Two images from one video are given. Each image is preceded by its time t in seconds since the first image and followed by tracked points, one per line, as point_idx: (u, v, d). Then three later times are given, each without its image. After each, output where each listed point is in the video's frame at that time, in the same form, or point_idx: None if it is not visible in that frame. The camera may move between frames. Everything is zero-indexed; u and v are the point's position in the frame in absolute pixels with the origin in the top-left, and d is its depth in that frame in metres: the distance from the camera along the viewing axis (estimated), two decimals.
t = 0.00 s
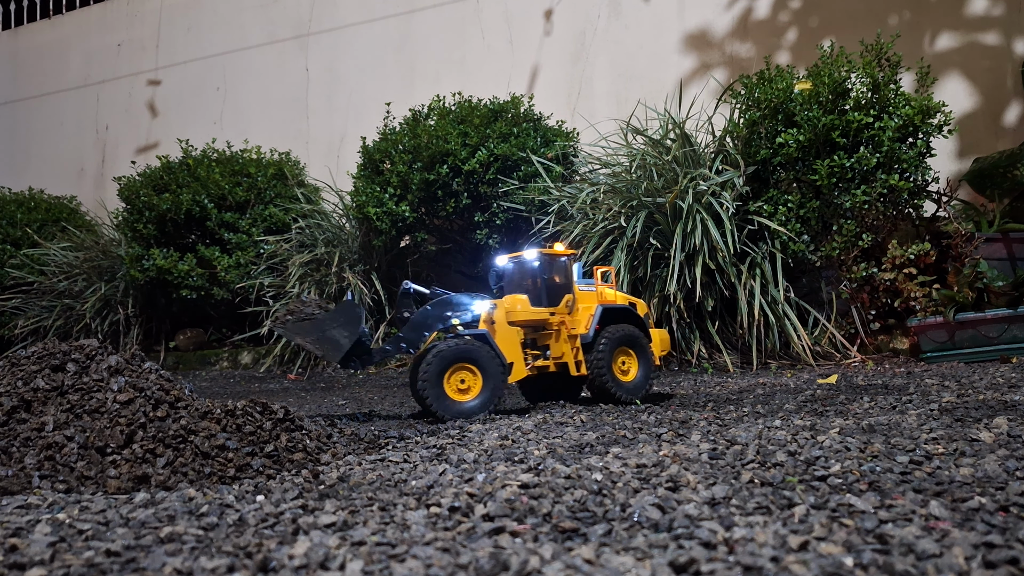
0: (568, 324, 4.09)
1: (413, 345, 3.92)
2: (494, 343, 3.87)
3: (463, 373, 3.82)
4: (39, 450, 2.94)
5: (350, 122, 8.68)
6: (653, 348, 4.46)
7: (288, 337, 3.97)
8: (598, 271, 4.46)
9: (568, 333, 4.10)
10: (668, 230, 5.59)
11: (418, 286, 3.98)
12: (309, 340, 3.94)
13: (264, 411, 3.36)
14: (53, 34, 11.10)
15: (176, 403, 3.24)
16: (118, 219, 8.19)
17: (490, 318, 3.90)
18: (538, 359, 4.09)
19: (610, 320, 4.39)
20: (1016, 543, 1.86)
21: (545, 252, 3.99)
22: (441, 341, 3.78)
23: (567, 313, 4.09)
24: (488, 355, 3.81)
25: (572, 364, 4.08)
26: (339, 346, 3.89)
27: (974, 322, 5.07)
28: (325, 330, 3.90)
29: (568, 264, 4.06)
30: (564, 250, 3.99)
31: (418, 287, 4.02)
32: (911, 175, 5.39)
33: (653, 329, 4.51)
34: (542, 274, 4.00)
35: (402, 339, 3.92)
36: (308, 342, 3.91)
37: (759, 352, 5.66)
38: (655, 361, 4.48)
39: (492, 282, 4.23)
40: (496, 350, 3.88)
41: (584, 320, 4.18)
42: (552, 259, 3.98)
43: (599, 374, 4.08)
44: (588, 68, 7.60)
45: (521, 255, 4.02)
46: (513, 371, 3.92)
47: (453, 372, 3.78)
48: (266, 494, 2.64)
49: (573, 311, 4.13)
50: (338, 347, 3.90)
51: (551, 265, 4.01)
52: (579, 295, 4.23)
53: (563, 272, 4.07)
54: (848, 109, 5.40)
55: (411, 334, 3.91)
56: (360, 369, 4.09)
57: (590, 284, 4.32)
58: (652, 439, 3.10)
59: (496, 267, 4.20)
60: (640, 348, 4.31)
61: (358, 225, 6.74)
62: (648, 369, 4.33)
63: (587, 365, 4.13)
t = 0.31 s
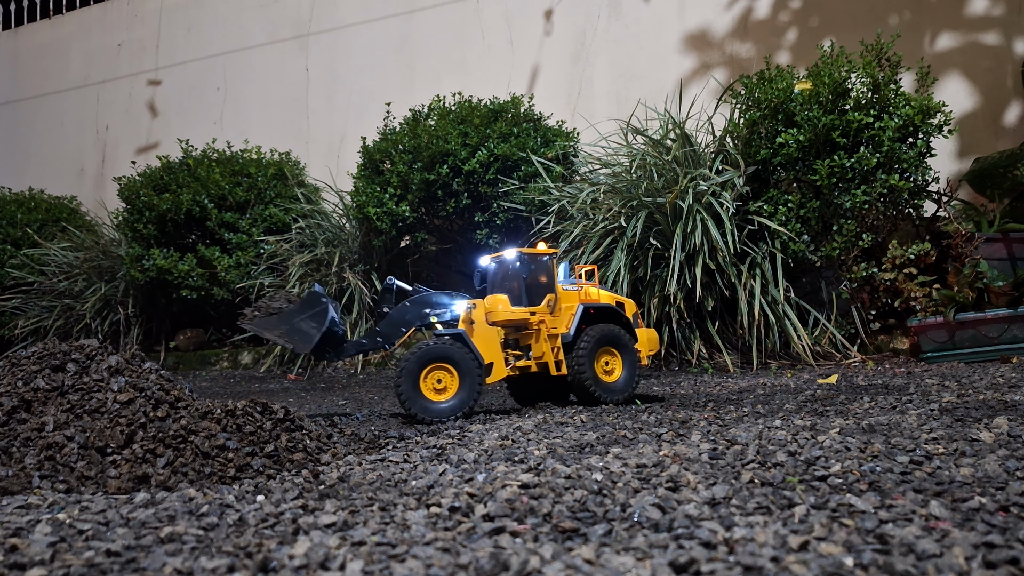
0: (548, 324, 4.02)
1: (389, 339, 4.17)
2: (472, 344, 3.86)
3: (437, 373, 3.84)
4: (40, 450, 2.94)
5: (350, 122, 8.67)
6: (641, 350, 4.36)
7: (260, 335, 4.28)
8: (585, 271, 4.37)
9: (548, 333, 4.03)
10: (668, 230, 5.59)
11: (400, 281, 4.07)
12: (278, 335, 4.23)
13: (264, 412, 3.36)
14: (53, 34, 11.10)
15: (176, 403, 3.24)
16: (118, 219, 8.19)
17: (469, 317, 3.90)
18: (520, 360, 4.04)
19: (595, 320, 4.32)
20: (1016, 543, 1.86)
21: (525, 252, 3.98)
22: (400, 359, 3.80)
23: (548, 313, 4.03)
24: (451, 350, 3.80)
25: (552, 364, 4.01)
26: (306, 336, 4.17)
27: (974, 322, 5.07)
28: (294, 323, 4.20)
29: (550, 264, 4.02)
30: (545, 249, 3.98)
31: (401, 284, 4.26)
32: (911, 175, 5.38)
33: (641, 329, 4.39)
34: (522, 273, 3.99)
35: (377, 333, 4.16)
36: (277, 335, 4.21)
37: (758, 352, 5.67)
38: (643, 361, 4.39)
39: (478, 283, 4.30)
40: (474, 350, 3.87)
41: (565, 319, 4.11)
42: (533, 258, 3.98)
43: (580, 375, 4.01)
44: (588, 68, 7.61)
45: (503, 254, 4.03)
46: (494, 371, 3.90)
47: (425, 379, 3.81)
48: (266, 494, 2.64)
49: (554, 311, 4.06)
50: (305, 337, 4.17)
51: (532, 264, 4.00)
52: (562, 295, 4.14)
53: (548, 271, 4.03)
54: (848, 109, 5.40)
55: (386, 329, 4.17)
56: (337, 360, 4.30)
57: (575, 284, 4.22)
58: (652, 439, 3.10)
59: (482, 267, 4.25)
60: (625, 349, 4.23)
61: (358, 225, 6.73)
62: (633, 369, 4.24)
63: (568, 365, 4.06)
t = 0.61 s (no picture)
0: (542, 324, 4.00)
1: (384, 331, 4.16)
2: (471, 343, 3.87)
3: (434, 373, 3.84)
4: (40, 450, 2.94)
5: (351, 122, 8.67)
6: (639, 350, 4.33)
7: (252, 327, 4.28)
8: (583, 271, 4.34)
9: (541, 334, 4.02)
10: (668, 230, 5.59)
11: (402, 278, 4.23)
12: (268, 325, 4.23)
13: (264, 412, 3.36)
14: (54, 34, 11.10)
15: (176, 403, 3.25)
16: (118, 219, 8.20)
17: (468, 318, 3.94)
18: (515, 360, 4.06)
19: (593, 320, 4.28)
20: (1016, 543, 1.86)
21: (519, 252, 3.98)
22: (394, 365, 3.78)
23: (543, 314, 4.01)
24: (444, 348, 3.80)
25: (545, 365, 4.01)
26: (301, 324, 4.22)
27: (974, 322, 5.06)
28: (286, 311, 4.26)
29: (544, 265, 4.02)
30: (540, 250, 3.98)
31: (403, 278, 4.28)
32: (912, 176, 5.37)
33: (640, 329, 4.35)
34: (516, 274, 3.99)
35: (373, 324, 4.15)
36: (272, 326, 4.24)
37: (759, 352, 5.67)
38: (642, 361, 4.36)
39: (475, 285, 4.27)
40: (474, 351, 3.88)
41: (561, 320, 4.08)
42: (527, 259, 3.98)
43: (574, 377, 4.00)
44: (588, 68, 7.61)
45: (498, 256, 4.03)
46: (492, 371, 3.91)
47: (424, 383, 3.80)
48: (266, 494, 2.64)
49: (550, 311, 4.04)
50: (300, 326, 4.22)
51: (526, 265, 4.01)
52: (557, 295, 4.12)
53: (544, 271, 4.03)
54: (848, 109, 5.39)
55: (382, 321, 4.15)
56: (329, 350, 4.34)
57: (572, 284, 4.19)
58: (652, 439, 3.10)
59: (479, 267, 4.26)
60: (621, 349, 4.19)
61: (358, 225, 6.73)
62: (629, 371, 4.20)
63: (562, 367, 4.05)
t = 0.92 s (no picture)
0: (534, 326, 3.98)
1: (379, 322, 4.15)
2: (470, 343, 3.89)
3: (432, 372, 3.84)
4: (40, 450, 2.94)
5: (351, 122, 8.67)
6: (634, 353, 4.27)
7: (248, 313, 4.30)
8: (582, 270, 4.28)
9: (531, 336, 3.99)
10: (668, 230, 5.59)
11: (404, 272, 4.25)
12: (268, 312, 4.29)
13: (265, 412, 3.36)
14: (54, 34, 11.10)
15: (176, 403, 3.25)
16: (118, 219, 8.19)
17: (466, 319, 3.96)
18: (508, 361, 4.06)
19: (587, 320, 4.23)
20: (1016, 543, 1.86)
21: (511, 255, 3.94)
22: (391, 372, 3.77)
23: (535, 315, 3.99)
24: (440, 348, 3.80)
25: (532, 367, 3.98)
26: (296, 309, 4.22)
27: (974, 322, 5.06)
28: (280, 296, 4.26)
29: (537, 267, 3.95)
30: (533, 252, 3.92)
31: (403, 273, 4.28)
32: (912, 176, 5.37)
33: (637, 331, 4.30)
34: (508, 276, 3.97)
35: (370, 314, 4.16)
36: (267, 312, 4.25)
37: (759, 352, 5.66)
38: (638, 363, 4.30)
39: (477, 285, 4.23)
40: (473, 350, 3.90)
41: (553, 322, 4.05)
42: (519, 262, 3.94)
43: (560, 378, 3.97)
44: (588, 68, 7.61)
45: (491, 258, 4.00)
46: (489, 372, 3.94)
47: (423, 384, 3.80)
48: (266, 494, 2.64)
49: (541, 313, 4.01)
50: (296, 311, 4.22)
51: (520, 267, 3.98)
52: (551, 296, 4.09)
53: (539, 272, 3.97)
54: (848, 109, 5.39)
55: (380, 312, 4.16)
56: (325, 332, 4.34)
57: (569, 285, 4.15)
58: (652, 439, 3.09)
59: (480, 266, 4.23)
60: (613, 350, 4.13)
61: (358, 225, 6.73)
62: (620, 373, 4.13)
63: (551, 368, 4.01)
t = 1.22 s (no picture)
0: (505, 328, 3.95)
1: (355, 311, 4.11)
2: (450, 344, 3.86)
3: (407, 374, 3.80)
4: (40, 450, 2.94)
5: (350, 122, 8.67)
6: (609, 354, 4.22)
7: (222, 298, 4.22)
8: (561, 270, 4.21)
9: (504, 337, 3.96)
10: (668, 230, 5.59)
11: (385, 266, 4.22)
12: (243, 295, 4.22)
13: (264, 412, 3.36)
14: (53, 34, 11.10)
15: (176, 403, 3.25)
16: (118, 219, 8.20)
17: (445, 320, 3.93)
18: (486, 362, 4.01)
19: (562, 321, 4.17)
20: (1016, 542, 1.86)
21: (481, 256, 3.95)
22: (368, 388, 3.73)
23: (507, 316, 3.97)
24: (407, 349, 3.74)
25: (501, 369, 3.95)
26: (273, 292, 4.15)
27: (974, 322, 5.06)
28: (255, 279, 4.19)
29: (507, 267, 3.95)
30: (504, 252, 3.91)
31: (384, 266, 4.25)
32: (912, 176, 5.37)
33: (615, 333, 4.24)
34: (480, 276, 3.97)
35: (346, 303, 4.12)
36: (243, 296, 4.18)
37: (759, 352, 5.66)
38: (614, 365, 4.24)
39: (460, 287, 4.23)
40: (451, 351, 3.87)
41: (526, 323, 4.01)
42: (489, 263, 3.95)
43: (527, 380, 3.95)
44: (588, 68, 7.61)
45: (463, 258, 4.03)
46: (465, 372, 3.92)
47: (403, 390, 3.77)
48: (266, 494, 2.64)
49: (513, 314, 3.98)
50: (272, 293, 4.15)
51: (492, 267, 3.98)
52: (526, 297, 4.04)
53: (510, 272, 3.96)
54: (848, 109, 5.39)
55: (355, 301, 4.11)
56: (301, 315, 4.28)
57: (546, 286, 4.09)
58: (652, 439, 3.10)
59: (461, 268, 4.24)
60: (584, 353, 4.06)
61: (358, 225, 6.73)
62: (590, 377, 4.08)
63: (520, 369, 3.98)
